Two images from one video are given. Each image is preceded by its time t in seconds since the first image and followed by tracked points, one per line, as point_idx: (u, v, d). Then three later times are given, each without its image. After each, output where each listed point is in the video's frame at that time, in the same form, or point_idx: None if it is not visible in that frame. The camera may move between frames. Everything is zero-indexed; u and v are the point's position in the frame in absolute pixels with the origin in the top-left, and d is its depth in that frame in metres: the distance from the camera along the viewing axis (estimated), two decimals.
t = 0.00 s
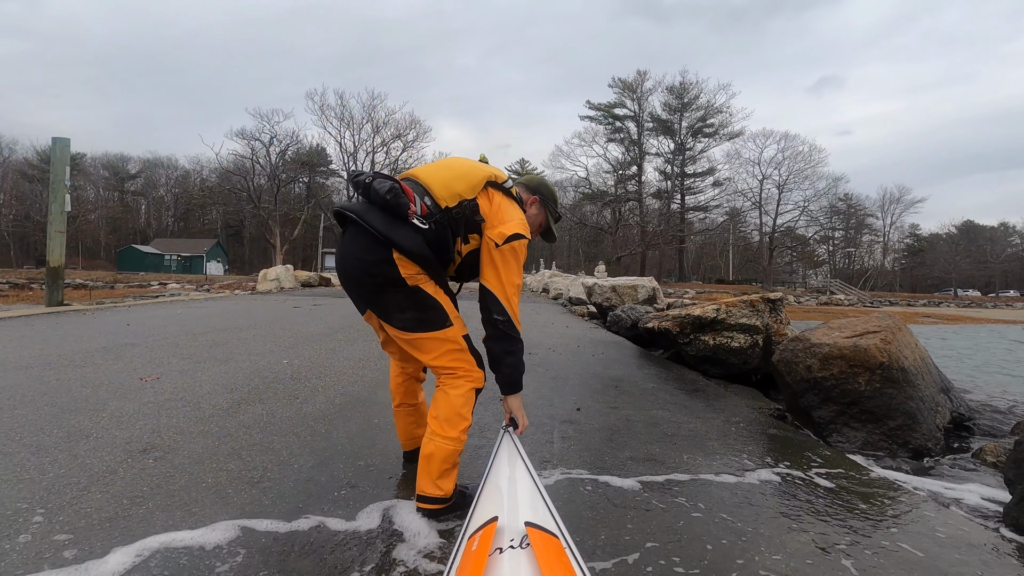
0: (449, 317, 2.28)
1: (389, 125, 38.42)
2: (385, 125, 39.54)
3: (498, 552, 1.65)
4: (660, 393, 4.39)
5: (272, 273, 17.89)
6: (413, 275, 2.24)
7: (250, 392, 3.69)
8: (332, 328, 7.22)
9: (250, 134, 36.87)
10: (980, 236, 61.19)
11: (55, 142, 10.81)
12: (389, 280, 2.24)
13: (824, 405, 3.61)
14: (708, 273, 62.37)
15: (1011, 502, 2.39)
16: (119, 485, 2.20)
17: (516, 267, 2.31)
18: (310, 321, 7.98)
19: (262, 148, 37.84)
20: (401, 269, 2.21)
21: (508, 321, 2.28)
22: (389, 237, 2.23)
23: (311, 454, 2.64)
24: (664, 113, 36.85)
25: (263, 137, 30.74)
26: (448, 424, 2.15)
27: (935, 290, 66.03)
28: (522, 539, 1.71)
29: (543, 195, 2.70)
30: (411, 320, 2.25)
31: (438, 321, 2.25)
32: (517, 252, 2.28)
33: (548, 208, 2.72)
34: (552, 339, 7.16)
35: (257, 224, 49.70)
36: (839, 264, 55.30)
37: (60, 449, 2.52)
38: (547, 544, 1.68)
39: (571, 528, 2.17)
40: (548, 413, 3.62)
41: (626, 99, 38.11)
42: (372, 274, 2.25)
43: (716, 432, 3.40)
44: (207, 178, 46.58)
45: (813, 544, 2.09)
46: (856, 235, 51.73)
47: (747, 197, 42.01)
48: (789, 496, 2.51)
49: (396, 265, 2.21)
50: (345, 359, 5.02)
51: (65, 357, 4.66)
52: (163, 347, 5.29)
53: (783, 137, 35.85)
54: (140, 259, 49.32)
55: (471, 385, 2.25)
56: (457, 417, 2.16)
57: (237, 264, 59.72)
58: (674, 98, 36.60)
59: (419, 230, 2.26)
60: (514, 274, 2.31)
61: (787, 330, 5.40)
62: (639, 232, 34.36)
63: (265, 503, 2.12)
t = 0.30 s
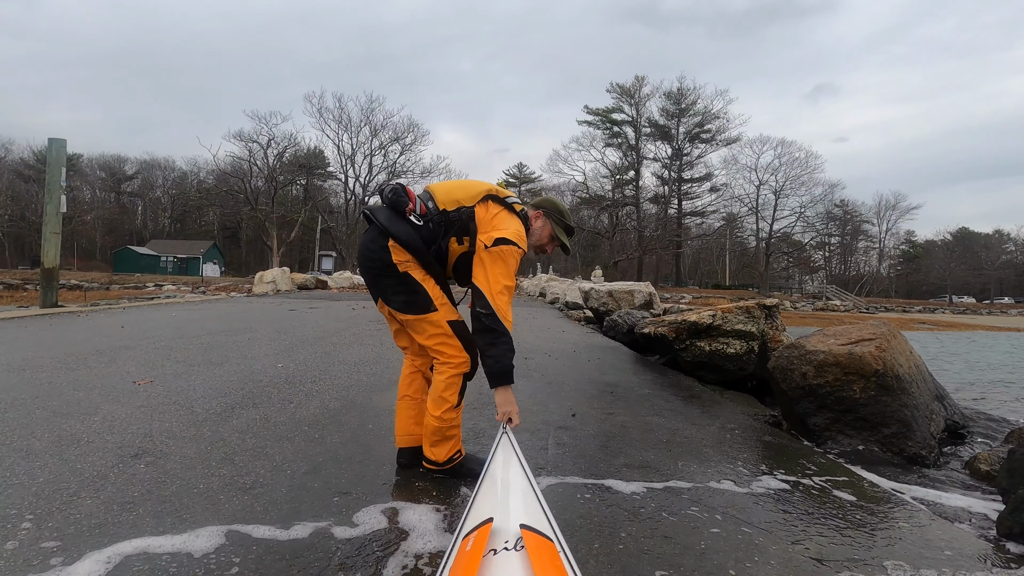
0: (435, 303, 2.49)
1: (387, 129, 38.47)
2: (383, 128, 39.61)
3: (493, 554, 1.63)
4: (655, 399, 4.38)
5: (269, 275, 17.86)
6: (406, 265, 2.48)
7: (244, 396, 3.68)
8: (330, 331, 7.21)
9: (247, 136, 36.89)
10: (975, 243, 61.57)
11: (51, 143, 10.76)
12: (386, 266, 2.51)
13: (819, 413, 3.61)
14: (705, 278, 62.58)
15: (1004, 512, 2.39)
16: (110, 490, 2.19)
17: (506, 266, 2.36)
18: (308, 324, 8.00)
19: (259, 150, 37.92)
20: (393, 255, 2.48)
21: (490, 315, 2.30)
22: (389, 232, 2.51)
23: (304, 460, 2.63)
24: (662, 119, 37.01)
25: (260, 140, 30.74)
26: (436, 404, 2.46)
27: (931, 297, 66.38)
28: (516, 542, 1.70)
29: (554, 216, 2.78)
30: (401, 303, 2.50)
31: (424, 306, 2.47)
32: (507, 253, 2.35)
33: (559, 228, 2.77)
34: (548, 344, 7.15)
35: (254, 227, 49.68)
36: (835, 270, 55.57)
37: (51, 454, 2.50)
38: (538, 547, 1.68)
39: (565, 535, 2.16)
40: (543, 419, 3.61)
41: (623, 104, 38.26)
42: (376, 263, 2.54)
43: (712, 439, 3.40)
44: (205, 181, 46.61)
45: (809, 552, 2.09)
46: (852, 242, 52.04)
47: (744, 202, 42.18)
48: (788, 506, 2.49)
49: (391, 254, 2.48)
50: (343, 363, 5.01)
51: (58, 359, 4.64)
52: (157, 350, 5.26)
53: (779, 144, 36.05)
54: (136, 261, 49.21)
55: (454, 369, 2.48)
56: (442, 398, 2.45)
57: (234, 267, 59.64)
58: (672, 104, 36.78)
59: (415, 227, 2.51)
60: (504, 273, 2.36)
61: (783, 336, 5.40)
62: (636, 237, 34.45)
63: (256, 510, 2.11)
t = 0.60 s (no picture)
0: (435, 325, 2.56)
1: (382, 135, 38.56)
2: (378, 135, 39.69)
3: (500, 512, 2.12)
4: (645, 416, 4.34)
5: (262, 284, 17.79)
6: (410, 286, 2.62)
7: (228, 416, 3.64)
8: (321, 344, 7.17)
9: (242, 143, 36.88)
10: (967, 248, 62.11)
11: (41, 152, 10.71)
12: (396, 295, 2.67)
13: (807, 431, 3.60)
14: (700, 283, 62.81)
15: (991, 535, 2.38)
16: (81, 523, 2.14)
17: (502, 257, 2.44)
18: (298, 336, 7.95)
19: (254, 157, 37.92)
20: (401, 281, 2.64)
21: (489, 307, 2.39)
22: (396, 258, 2.67)
23: (284, 486, 2.59)
24: (656, 125, 37.21)
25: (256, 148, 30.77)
26: (421, 426, 2.50)
27: (924, 301, 66.86)
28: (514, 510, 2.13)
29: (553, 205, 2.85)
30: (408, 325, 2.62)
31: (426, 328, 2.57)
32: (503, 247, 2.45)
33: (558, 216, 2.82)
34: (539, 356, 7.12)
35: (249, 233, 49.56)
36: (829, 275, 55.91)
37: (24, 483, 2.45)
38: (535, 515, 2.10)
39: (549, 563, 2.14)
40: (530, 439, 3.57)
41: (618, 111, 38.45)
42: (390, 289, 2.74)
43: (699, 459, 3.37)
44: (200, 188, 46.53)
45: None
46: (845, 247, 52.38)
47: (738, 208, 42.40)
48: (773, 532, 2.47)
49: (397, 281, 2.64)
50: (332, 379, 4.98)
51: (42, 377, 4.58)
52: (143, 366, 5.19)
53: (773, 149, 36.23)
54: (129, 268, 48.99)
55: (442, 391, 2.53)
56: (428, 420, 2.48)
57: (228, 273, 59.42)
58: (666, 111, 37.01)
59: (419, 250, 2.64)
60: (503, 264, 2.46)
61: (774, 350, 5.38)
62: (631, 243, 34.57)
63: (231, 543, 2.07)
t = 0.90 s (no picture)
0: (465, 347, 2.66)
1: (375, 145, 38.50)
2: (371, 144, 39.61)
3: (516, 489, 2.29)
4: (646, 447, 4.12)
5: (252, 297, 17.49)
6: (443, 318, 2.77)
7: (201, 455, 3.39)
8: (308, 365, 6.91)
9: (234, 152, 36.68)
10: (957, 256, 62.68)
11: (23, 164, 10.44)
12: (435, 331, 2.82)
13: (819, 467, 3.40)
14: (694, 291, 62.87)
15: None
16: None
17: (516, 249, 2.71)
18: (286, 355, 7.69)
19: (246, 167, 37.75)
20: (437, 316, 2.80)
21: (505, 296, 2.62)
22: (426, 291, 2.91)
23: (255, 545, 2.35)
24: (649, 135, 37.35)
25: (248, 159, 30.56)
26: (420, 455, 2.49)
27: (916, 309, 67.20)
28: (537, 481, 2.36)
29: (556, 196, 3.22)
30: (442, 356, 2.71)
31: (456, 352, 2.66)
32: (517, 239, 2.73)
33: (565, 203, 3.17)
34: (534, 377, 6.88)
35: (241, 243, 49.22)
36: (822, 283, 56.25)
37: None
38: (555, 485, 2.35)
39: None
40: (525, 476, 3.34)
41: (611, 121, 38.59)
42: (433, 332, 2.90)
43: (706, 500, 3.16)
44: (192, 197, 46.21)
45: None
46: (837, 256, 52.60)
47: (731, 217, 42.53)
48: None
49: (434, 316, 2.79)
50: (317, 408, 4.74)
51: (8, 408, 4.31)
52: (118, 393, 4.92)
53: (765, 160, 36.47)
54: (120, 278, 48.57)
55: (443, 423, 2.55)
56: (426, 448, 2.49)
57: (220, 283, 58.91)
58: (659, 121, 37.08)
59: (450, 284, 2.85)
60: (521, 254, 2.73)
61: (778, 374, 5.17)
62: (625, 253, 34.59)
63: None
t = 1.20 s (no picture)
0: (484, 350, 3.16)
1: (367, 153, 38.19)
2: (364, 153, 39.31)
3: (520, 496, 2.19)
4: (652, 478, 3.68)
5: (236, 307, 16.95)
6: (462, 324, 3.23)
7: (139, 495, 2.92)
8: (284, 381, 6.42)
9: (224, 161, 36.27)
10: (947, 267, 62.98)
11: None
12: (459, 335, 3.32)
13: (850, 506, 2.98)
14: (687, 301, 62.76)
15: None
16: None
17: (506, 239, 3.05)
18: (262, 369, 7.21)
19: (237, 175, 37.37)
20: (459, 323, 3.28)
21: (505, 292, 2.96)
22: (446, 297, 3.40)
23: None
24: (642, 146, 37.26)
25: (238, 167, 30.16)
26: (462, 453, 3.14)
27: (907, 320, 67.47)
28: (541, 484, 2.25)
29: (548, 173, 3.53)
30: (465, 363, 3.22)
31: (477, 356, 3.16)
32: (509, 229, 3.07)
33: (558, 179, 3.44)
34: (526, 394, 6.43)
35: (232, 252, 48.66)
36: (814, 293, 56.31)
37: None
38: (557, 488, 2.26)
39: None
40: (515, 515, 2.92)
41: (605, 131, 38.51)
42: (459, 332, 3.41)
43: (723, 545, 2.74)
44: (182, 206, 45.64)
45: None
46: (829, 267, 52.71)
47: (725, 228, 42.42)
48: None
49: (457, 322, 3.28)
50: (285, 432, 4.26)
51: None
52: (63, 417, 4.42)
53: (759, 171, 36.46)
54: (107, 288, 47.78)
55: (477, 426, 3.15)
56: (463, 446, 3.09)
57: (210, 292, 58.18)
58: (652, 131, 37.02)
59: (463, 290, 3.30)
60: (514, 243, 3.08)
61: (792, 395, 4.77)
62: (619, 263, 34.34)
63: None
